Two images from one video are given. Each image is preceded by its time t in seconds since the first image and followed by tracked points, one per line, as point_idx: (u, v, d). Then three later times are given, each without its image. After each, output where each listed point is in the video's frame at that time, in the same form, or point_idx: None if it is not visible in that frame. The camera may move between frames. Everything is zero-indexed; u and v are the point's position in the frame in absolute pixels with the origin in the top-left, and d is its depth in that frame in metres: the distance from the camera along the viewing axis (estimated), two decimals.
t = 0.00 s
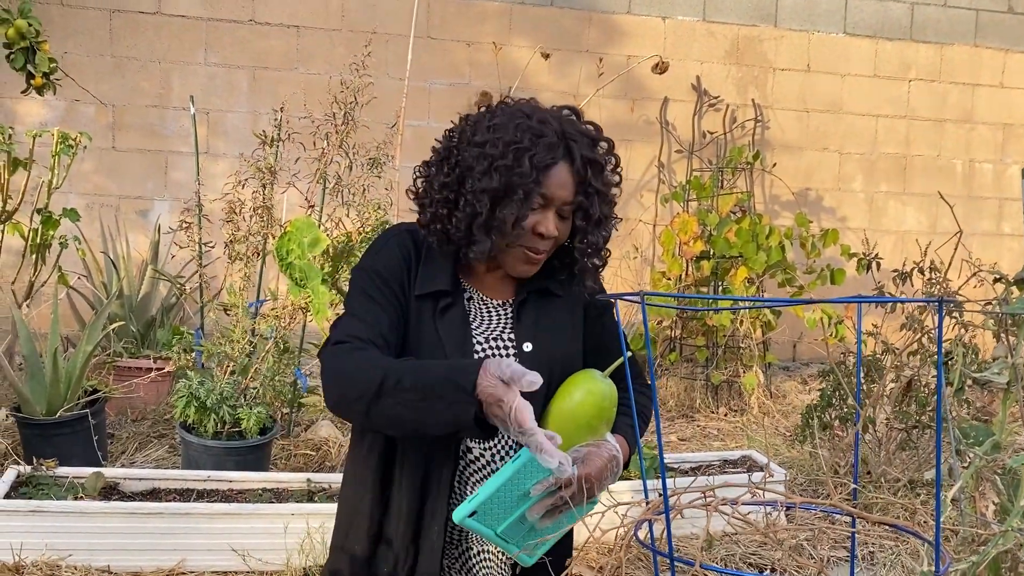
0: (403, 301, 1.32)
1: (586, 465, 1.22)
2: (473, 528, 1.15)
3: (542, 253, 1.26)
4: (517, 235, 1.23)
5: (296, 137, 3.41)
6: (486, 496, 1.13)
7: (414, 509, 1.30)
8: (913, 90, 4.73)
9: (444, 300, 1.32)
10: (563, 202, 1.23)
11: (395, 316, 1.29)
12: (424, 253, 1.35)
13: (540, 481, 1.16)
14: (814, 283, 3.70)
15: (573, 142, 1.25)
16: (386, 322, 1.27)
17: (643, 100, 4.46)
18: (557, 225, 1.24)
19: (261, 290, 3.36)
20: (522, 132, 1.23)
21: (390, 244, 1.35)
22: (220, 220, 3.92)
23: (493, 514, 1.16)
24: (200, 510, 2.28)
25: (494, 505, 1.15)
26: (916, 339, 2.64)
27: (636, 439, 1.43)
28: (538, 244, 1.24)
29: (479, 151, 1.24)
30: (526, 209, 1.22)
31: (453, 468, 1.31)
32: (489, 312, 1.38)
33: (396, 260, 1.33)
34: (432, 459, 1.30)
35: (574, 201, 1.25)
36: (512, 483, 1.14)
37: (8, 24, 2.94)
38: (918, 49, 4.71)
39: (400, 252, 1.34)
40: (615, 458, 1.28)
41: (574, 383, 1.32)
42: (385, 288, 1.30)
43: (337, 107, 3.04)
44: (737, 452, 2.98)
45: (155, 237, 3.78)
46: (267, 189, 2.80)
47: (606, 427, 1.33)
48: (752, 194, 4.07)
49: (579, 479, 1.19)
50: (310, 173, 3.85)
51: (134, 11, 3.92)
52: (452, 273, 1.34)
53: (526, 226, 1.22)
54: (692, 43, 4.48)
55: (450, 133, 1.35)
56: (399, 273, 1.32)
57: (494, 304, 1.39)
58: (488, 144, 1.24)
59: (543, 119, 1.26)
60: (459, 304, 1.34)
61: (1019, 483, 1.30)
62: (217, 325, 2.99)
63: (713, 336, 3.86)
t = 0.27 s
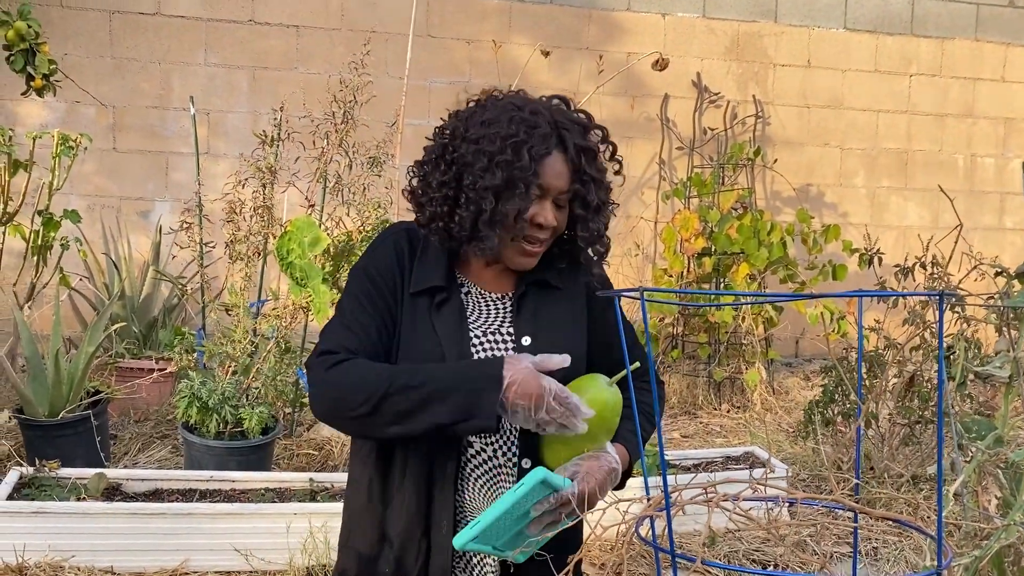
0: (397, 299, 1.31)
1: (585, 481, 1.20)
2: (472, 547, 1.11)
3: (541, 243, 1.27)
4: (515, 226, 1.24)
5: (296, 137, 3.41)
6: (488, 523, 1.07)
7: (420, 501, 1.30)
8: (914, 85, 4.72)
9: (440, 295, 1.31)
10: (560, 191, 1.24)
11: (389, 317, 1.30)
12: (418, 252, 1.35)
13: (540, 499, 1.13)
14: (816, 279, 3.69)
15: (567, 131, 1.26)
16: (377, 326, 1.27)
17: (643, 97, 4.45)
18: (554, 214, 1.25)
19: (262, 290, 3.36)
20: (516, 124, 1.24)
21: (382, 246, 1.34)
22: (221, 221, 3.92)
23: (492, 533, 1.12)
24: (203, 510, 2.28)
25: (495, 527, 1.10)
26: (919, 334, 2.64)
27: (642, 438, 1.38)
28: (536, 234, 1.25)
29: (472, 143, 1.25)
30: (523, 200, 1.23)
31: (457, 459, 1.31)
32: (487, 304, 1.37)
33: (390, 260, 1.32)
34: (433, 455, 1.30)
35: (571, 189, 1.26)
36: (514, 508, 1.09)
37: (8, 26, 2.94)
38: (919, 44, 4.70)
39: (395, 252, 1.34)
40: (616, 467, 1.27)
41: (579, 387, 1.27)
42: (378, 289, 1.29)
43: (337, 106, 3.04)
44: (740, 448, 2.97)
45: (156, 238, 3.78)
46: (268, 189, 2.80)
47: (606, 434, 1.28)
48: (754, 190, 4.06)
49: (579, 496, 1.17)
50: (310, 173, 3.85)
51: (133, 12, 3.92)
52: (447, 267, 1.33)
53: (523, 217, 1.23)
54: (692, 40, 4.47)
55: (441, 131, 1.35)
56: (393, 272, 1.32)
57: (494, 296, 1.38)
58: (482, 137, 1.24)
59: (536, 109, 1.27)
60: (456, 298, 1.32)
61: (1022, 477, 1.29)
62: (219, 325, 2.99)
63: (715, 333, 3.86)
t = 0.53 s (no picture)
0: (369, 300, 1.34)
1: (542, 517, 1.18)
2: None
3: (499, 230, 1.28)
4: (467, 214, 1.28)
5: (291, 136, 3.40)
6: None
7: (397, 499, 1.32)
8: (912, 79, 4.70)
9: (406, 295, 1.32)
10: (507, 174, 1.26)
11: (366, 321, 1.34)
12: (391, 253, 1.37)
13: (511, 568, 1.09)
14: (814, 275, 3.69)
15: (512, 113, 1.29)
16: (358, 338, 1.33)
17: (640, 93, 4.44)
18: (505, 198, 1.26)
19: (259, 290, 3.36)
20: (458, 110, 1.30)
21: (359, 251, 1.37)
22: (218, 221, 3.92)
23: None
24: (200, 511, 2.28)
25: None
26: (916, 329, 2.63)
27: (613, 466, 1.30)
28: (488, 220, 1.27)
29: (420, 135, 1.33)
30: (470, 185, 1.27)
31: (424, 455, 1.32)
32: (454, 303, 1.35)
33: (364, 265, 1.35)
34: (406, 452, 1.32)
35: (521, 173, 1.27)
36: None
37: (2, 28, 2.93)
38: (916, 37, 4.68)
39: (369, 256, 1.37)
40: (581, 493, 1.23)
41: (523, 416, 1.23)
42: (355, 298, 1.33)
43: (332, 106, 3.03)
44: (737, 445, 2.97)
45: (153, 239, 3.78)
46: (263, 189, 2.80)
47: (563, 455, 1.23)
48: (751, 186, 4.05)
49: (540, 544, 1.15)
50: (306, 172, 3.85)
51: (129, 13, 3.91)
52: (414, 266, 1.34)
53: (472, 203, 1.27)
54: (689, 35, 4.46)
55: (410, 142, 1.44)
56: (367, 277, 1.35)
57: (462, 294, 1.36)
58: (430, 127, 1.32)
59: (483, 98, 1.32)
60: (422, 297, 1.33)
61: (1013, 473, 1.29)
62: (215, 325, 2.99)
63: (713, 329, 3.85)
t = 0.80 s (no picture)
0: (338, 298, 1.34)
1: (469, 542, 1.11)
2: None
3: (459, 241, 1.20)
4: (423, 227, 1.20)
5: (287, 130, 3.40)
6: None
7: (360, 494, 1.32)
8: (909, 70, 4.70)
9: (368, 293, 1.30)
10: (459, 185, 1.17)
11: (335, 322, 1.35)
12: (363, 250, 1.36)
13: None
14: (810, 265, 3.69)
15: (464, 119, 1.19)
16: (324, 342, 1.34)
17: (636, 85, 4.43)
18: (459, 210, 1.18)
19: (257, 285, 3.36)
20: (408, 119, 1.21)
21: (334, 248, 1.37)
22: (215, 216, 3.93)
23: None
24: (198, 504, 2.29)
25: None
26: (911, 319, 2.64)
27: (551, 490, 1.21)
28: (444, 233, 1.19)
29: (373, 143, 1.26)
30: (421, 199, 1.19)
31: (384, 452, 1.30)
32: (417, 301, 1.30)
33: (336, 263, 1.35)
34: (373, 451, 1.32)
35: (475, 182, 1.18)
36: None
37: None
38: (913, 28, 4.68)
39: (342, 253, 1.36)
40: (514, 518, 1.17)
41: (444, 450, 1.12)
42: (325, 297, 1.34)
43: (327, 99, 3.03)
44: (734, 435, 2.98)
45: (151, 234, 3.79)
46: (259, 183, 2.80)
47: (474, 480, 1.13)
48: (748, 178, 4.05)
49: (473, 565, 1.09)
50: (302, 166, 3.85)
51: (124, 8, 3.91)
52: (376, 265, 1.31)
53: (425, 216, 1.19)
54: (685, 27, 4.45)
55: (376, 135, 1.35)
56: (338, 275, 1.35)
57: (425, 292, 1.30)
58: (384, 137, 1.25)
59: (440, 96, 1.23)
60: (383, 295, 1.30)
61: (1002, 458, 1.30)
62: (212, 319, 3.00)
63: (711, 321, 3.87)
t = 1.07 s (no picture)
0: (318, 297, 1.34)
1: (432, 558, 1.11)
2: None
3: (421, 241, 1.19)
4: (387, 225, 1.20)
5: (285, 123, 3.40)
6: None
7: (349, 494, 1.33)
8: (906, 60, 4.71)
9: (347, 294, 1.30)
10: (419, 186, 1.16)
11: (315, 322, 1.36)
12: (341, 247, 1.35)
13: None
14: (808, 256, 3.70)
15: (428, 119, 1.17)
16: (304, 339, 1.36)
17: (634, 77, 4.43)
18: (418, 211, 1.17)
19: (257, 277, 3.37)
20: (373, 117, 1.20)
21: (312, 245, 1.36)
22: (214, 209, 3.93)
23: None
24: (200, 495, 2.30)
25: None
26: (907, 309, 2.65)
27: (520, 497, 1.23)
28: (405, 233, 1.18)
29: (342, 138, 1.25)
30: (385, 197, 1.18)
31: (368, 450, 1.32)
32: (396, 301, 1.31)
33: (312, 261, 1.34)
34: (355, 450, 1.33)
35: (435, 184, 1.16)
36: None
37: None
38: (911, 19, 4.68)
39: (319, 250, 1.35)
40: (480, 536, 1.19)
41: (349, 459, 1.12)
42: (303, 296, 1.35)
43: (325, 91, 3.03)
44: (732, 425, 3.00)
45: (150, 227, 3.79)
46: (258, 175, 2.80)
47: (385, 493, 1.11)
48: (746, 168, 4.06)
49: None
50: (300, 159, 3.86)
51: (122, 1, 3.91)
52: (354, 265, 1.30)
53: (388, 215, 1.19)
54: (682, 18, 4.45)
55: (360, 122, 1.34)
56: (317, 273, 1.34)
57: (403, 292, 1.32)
58: (347, 135, 1.23)
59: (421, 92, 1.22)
60: (363, 296, 1.30)
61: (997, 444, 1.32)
62: (213, 312, 3.01)
63: (709, 312, 3.88)
